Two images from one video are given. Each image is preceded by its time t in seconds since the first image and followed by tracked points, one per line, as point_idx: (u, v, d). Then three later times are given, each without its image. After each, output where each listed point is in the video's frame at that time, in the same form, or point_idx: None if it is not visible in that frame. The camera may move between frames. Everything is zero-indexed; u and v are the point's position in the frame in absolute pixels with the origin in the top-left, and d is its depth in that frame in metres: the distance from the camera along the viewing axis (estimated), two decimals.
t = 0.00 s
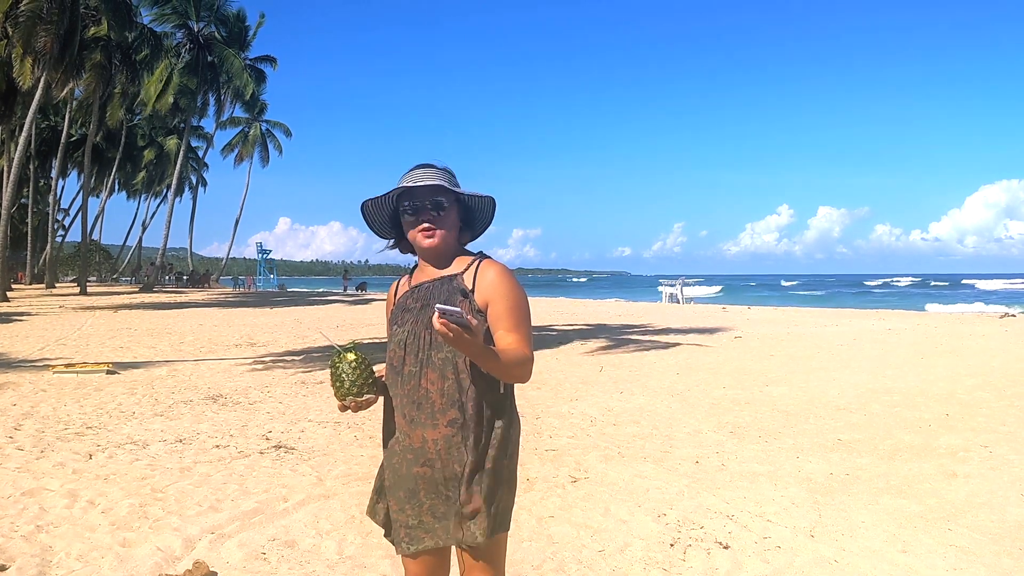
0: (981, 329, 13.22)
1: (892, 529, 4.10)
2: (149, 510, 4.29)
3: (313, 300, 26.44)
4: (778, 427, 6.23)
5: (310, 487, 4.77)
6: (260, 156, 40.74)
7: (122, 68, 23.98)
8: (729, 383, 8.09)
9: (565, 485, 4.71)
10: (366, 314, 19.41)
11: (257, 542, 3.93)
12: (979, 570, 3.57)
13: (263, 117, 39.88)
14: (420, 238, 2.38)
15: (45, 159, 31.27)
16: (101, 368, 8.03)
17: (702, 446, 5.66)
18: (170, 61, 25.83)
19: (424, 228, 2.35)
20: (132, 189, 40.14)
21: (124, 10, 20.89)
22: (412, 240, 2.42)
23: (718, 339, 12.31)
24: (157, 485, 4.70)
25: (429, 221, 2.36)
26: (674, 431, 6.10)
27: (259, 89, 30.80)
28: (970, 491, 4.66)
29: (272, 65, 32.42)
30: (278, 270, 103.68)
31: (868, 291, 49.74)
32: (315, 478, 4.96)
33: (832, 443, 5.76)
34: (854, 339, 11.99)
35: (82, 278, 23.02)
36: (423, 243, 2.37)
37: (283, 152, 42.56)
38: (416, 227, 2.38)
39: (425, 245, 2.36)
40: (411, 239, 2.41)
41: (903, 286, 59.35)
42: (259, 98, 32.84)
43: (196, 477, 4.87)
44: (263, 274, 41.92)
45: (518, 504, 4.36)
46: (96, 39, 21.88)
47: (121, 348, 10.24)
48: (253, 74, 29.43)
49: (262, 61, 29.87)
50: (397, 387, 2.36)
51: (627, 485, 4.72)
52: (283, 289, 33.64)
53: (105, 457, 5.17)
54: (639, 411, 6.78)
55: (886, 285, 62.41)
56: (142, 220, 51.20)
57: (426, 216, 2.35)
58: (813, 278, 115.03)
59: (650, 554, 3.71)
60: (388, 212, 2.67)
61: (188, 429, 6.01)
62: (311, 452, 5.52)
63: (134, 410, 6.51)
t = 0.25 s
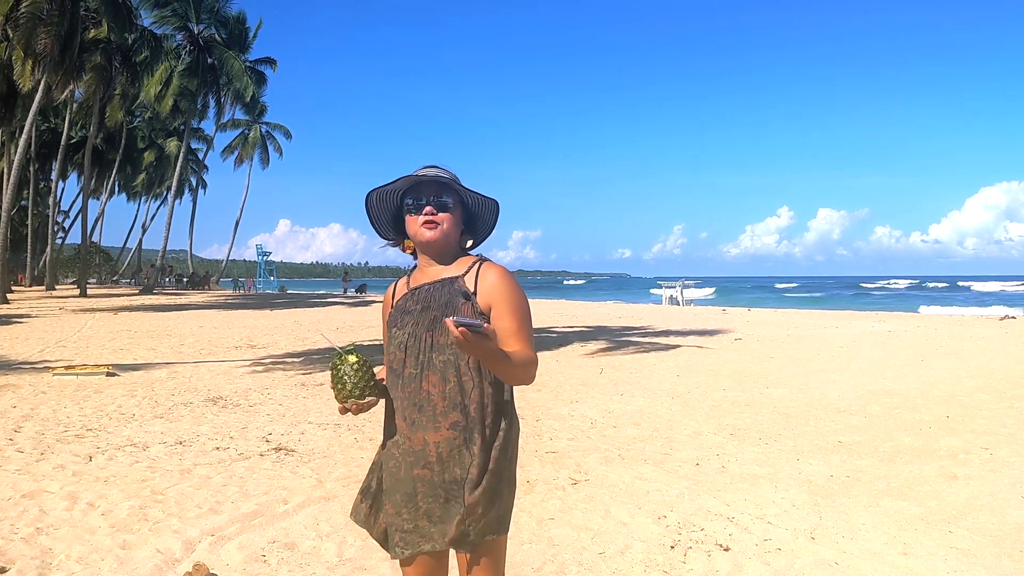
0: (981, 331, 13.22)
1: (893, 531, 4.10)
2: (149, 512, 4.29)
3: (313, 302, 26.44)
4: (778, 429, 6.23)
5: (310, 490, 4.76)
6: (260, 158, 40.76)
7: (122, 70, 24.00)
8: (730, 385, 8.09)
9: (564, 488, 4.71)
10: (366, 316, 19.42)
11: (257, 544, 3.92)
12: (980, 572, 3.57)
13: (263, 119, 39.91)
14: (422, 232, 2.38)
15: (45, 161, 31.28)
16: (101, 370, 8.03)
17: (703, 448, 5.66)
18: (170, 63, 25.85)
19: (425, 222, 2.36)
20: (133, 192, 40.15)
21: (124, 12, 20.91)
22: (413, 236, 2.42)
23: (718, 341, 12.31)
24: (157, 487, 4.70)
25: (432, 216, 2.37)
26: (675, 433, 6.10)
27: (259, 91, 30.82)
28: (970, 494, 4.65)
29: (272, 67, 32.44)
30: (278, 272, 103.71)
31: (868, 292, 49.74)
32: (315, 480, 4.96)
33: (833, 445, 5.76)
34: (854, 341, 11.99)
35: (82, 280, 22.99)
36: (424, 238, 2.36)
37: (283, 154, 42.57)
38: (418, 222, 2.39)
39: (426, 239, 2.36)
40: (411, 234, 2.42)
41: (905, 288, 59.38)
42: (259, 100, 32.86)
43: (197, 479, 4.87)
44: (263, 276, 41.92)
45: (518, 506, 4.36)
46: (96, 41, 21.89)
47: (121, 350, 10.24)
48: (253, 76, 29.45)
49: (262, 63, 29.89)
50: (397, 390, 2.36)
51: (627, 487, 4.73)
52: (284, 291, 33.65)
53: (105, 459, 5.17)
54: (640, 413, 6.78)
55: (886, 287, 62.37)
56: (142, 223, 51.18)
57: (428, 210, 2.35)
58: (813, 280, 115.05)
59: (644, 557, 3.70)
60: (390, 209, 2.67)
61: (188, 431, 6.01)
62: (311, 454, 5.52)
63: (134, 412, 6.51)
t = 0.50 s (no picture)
0: (980, 334, 13.21)
1: (894, 534, 4.09)
2: (149, 515, 4.28)
3: (313, 304, 26.43)
4: (778, 432, 6.23)
5: (310, 492, 4.76)
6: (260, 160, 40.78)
7: (122, 72, 24.02)
8: (729, 388, 8.09)
9: (563, 491, 4.71)
10: (366, 318, 19.42)
11: (256, 547, 3.92)
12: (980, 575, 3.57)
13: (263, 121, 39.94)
14: (416, 232, 2.38)
15: (45, 163, 31.28)
16: (101, 372, 8.03)
17: (703, 450, 5.66)
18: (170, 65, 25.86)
19: (420, 222, 2.36)
20: (133, 194, 40.16)
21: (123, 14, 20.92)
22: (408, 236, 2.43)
23: (718, 344, 12.31)
24: (156, 489, 4.69)
25: (427, 217, 2.37)
26: (675, 435, 6.10)
27: (259, 94, 30.84)
28: (971, 496, 4.65)
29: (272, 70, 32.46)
30: (278, 275, 103.72)
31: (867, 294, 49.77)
32: (315, 482, 4.95)
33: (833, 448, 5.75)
34: (854, 344, 11.99)
35: (82, 282, 22.98)
36: (419, 237, 2.36)
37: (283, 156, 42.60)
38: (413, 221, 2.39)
39: (421, 239, 2.35)
40: (407, 233, 2.42)
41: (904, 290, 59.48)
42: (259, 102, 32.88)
43: (196, 482, 4.87)
44: (263, 278, 41.92)
45: (518, 509, 4.36)
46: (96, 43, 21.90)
47: (120, 353, 10.23)
48: (253, 78, 29.47)
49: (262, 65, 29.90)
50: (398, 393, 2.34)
51: (627, 490, 4.72)
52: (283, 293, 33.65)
53: (105, 462, 5.16)
54: (639, 415, 6.78)
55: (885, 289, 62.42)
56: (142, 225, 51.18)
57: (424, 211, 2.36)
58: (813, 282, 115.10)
59: (643, 560, 3.69)
60: (389, 210, 2.68)
61: (188, 433, 6.01)
62: (310, 457, 5.52)
63: (133, 414, 6.50)
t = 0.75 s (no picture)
0: (980, 335, 13.22)
1: (894, 534, 4.10)
2: (149, 516, 4.28)
3: (313, 305, 26.42)
4: (778, 433, 6.23)
5: (310, 493, 4.76)
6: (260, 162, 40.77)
7: (122, 74, 24.03)
8: (729, 389, 8.09)
9: (564, 492, 4.70)
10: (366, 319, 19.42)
11: (257, 548, 3.92)
12: None
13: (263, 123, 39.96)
14: (412, 234, 2.40)
15: (45, 165, 31.28)
16: (101, 374, 8.03)
17: (704, 451, 5.66)
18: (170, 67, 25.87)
19: (416, 226, 2.38)
20: (133, 196, 40.20)
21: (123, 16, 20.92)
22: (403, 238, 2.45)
23: (718, 345, 12.31)
24: (156, 490, 4.69)
25: (423, 220, 2.39)
26: (675, 436, 6.10)
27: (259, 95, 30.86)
28: (971, 497, 4.65)
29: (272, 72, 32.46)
30: (278, 276, 103.67)
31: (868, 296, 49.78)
32: (314, 484, 4.95)
33: (833, 449, 5.75)
34: (854, 345, 12.01)
35: (82, 284, 22.96)
36: (414, 240, 2.39)
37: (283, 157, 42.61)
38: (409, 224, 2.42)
39: (416, 241, 2.38)
40: (402, 234, 2.44)
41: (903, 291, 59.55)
42: (259, 104, 32.90)
43: (196, 483, 4.87)
44: (263, 279, 41.92)
45: (518, 510, 4.36)
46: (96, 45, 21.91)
47: (120, 354, 10.23)
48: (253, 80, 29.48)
49: (262, 67, 29.91)
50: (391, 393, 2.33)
51: (627, 491, 4.72)
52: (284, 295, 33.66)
53: (105, 463, 5.16)
54: (639, 416, 6.78)
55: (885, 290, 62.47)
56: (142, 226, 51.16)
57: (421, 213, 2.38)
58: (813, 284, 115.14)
59: (644, 562, 3.69)
60: (383, 210, 2.69)
61: (188, 435, 6.01)
62: (311, 458, 5.52)
63: (133, 416, 6.50)
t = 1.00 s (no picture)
0: (980, 336, 13.23)
1: (894, 535, 4.10)
2: (149, 517, 4.28)
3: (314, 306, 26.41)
4: (778, 433, 6.23)
5: (309, 494, 4.76)
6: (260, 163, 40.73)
7: (122, 74, 24.02)
8: (730, 390, 8.09)
9: (564, 493, 4.70)
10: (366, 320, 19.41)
11: (256, 549, 3.92)
12: None
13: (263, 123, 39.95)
14: (405, 236, 2.45)
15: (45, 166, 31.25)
16: (101, 375, 8.02)
17: (703, 452, 5.66)
18: (170, 67, 25.85)
19: (409, 227, 2.43)
20: (133, 197, 40.16)
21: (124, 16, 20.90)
22: (395, 240, 2.49)
23: (719, 346, 12.31)
24: (156, 491, 4.69)
25: (416, 222, 2.44)
26: (675, 437, 6.11)
27: (259, 96, 30.84)
28: (971, 498, 4.65)
29: (272, 72, 32.44)
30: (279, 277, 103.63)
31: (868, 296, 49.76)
32: (314, 484, 4.95)
33: (833, 450, 5.76)
34: (854, 345, 12.00)
35: (82, 285, 22.93)
36: (406, 241, 2.43)
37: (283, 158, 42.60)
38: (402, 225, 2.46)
39: (409, 242, 2.43)
40: (396, 234, 2.48)
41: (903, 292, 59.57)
42: (259, 105, 32.87)
43: (196, 484, 4.87)
44: (263, 280, 41.91)
45: (518, 511, 4.36)
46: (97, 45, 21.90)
47: (120, 355, 10.21)
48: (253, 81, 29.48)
49: (262, 67, 29.88)
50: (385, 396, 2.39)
51: (627, 492, 4.72)
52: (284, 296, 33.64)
53: (104, 464, 5.15)
54: (639, 417, 6.78)
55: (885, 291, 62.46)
56: (142, 227, 51.13)
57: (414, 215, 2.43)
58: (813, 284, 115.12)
59: (642, 562, 3.70)
60: (374, 211, 2.72)
61: (188, 436, 6.00)
62: (311, 459, 5.52)
63: (133, 417, 6.50)
